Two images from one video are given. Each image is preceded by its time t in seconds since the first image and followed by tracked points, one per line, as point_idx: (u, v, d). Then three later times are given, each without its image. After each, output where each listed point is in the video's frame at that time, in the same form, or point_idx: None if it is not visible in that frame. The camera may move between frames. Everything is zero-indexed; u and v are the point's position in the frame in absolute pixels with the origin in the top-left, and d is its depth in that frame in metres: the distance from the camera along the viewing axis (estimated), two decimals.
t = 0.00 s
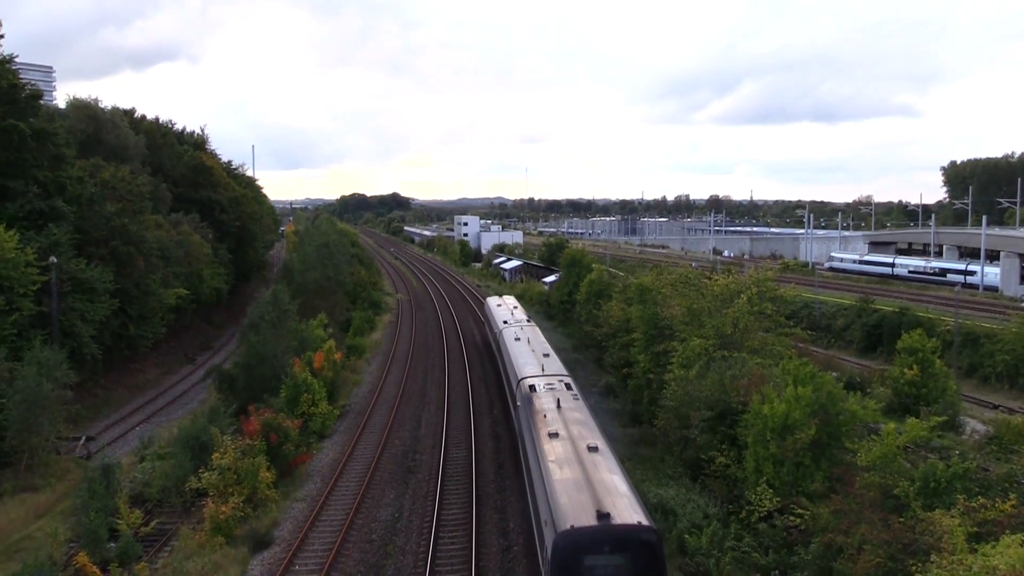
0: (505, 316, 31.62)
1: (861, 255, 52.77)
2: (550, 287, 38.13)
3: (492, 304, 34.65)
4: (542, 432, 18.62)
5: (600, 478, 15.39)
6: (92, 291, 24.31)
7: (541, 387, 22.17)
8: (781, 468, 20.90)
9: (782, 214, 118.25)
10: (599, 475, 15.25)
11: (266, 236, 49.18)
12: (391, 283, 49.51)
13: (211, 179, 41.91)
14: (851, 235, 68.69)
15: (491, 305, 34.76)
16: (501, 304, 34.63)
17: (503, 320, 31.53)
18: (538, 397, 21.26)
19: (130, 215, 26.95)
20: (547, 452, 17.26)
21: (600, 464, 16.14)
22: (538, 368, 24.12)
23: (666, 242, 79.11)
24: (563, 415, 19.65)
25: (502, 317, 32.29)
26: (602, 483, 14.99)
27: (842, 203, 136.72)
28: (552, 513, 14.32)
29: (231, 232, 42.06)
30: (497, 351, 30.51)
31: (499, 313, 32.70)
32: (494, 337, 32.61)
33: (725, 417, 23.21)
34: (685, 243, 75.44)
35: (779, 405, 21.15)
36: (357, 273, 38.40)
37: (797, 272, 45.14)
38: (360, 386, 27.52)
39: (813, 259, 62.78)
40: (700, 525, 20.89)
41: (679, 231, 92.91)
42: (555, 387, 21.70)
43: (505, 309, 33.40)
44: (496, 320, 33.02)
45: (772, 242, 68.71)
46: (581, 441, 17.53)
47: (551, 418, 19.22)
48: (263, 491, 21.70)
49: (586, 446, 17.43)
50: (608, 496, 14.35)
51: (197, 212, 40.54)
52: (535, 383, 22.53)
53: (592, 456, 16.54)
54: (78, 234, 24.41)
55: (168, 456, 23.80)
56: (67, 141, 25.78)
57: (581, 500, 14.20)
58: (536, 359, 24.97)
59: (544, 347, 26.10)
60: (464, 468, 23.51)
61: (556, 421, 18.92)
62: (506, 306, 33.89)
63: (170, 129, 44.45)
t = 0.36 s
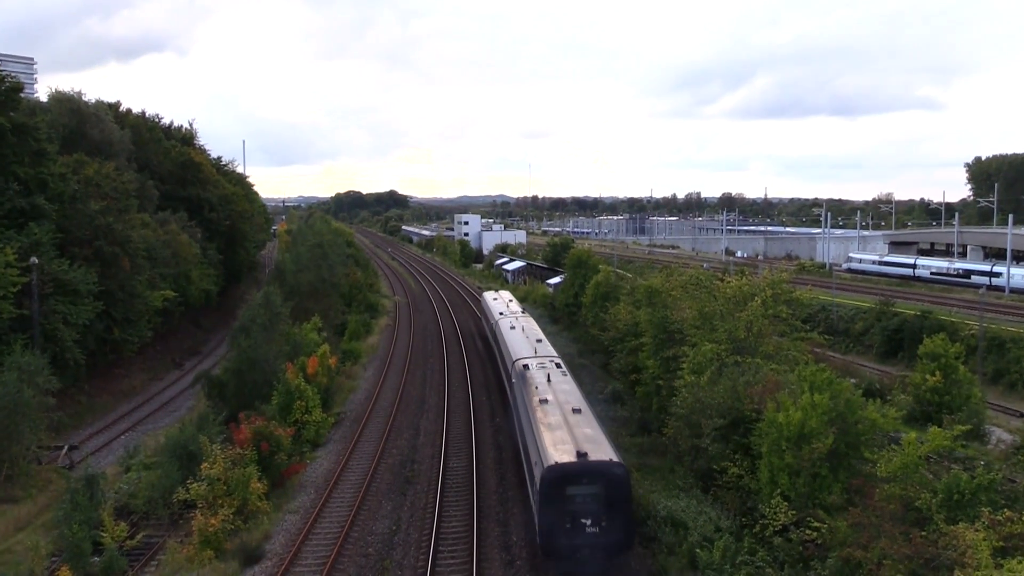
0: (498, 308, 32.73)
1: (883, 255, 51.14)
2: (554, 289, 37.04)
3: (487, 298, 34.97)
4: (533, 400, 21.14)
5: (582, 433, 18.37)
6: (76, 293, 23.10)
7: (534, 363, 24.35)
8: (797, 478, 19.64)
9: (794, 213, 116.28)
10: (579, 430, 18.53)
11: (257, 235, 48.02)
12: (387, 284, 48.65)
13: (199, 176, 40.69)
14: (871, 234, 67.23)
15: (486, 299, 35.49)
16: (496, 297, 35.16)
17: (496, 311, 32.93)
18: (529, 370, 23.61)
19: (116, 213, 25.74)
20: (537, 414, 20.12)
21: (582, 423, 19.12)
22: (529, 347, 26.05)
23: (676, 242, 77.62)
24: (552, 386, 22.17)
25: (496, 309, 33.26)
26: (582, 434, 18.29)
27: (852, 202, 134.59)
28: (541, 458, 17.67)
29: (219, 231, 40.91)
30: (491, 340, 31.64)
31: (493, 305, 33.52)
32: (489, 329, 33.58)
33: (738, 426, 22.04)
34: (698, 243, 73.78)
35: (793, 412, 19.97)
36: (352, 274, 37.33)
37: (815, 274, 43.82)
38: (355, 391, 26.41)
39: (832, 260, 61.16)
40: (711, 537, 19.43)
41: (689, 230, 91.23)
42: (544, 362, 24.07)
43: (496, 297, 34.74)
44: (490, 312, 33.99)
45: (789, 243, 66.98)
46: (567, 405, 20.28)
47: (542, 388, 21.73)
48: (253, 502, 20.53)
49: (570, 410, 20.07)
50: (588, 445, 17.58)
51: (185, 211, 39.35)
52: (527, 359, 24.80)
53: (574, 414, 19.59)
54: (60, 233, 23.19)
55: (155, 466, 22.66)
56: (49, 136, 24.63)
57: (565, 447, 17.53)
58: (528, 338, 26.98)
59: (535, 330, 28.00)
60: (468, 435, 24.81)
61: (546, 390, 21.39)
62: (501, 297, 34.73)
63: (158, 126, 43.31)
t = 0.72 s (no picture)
0: (492, 303, 34.56)
1: (900, 257, 49.83)
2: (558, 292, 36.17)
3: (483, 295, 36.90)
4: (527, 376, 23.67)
5: (568, 403, 21.14)
6: (61, 295, 22.19)
7: (527, 347, 26.66)
8: (811, 489, 18.72)
9: (804, 213, 114.72)
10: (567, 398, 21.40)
11: (251, 236, 47.14)
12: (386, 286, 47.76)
13: (191, 175, 39.90)
14: (885, 236, 65.93)
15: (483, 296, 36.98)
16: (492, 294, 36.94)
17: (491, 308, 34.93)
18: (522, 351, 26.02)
19: (104, 213, 24.83)
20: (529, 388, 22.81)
21: (569, 394, 21.82)
22: (523, 334, 28.10)
23: (684, 243, 76.40)
24: (544, 365, 24.62)
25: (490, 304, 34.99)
26: (569, 402, 21.22)
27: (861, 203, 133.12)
28: (533, 420, 20.61)
29: (211, 232, 40.05)
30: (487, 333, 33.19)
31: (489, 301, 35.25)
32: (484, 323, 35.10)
33: (749, 434, 21.16)
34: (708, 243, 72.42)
35: (807, 420, 19.10)
36: (348, 277, 36.49)
37: (829, 276, 42.77)
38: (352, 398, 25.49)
39: (848, 262, 59.77)
40: (721, 551, 17.92)
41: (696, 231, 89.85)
42: (536, 345, 26.51)
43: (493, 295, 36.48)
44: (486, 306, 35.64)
45: (801, 243, 65.68)
46: (555, 379, 22.93)
47: (534, 365, 24.17)
48: (245, 513, 19.56)
49: (559, 385, 22.69)
50: (573, 409, 20.56)
51: (175, 210, 38.59)
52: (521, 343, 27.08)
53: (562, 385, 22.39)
54: (45, 233, 22.26)
55: (143, 475, 21.76)
56: (35, 132, 23.77)
57: (552, 410, 20.50)
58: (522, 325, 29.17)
59: (527, 319, 30.13)
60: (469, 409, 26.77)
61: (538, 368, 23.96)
62: (497, 295, 36.40)
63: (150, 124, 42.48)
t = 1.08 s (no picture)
0: (487, 297, 35.47)
1: (917, 257, 48.67)
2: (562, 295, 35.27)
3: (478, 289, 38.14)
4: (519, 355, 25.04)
5: (558, 376, 22.61)
6: (46, 298, 21.29)
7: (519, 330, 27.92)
8: (825, 499, 17.86)
9: (814, 212, 113.39)
10: (557, 371, 22.82)
11: (243, 236, 46.25)
12: (383, 288, 46.92)
13: (181, 173, 38.96)
14: (901, 237, 64.81)
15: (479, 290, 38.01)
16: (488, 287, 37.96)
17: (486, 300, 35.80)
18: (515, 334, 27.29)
19: (90, 212, 23.94)
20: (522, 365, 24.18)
21: (560, 370, 23.24)
22: (516, 320, 29.34)
23: (692, 244, 75.38)
24: (536, 346, 25.99)
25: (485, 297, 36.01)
26: (558, 375, 22.68)
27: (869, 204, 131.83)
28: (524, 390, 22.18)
29: (200, 232, 39.19)
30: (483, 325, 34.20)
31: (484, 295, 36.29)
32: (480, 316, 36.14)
33: (760, 441, 20.30)
34: (718, 244, 71.31)
35: (819, 427, 18.22)
36: (345, 278, 35.63)
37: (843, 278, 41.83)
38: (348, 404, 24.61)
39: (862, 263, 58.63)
40: (733, 563, 16.99)
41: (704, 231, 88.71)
42: (529, 328, 27.80)
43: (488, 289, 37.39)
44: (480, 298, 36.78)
45: (814, 244, 64.58)
46: (546, 357, 24.35)
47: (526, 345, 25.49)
48: (237, 524, 18.86)
49: (549, 362, 24.06)
50: (561, 380, 22.10)
51: (165, 210, 37.62)
52: (514, 326, 28.39)
53: (552, 361, 23.75)
54: (29, 233, 21.36)
55: (131, 484, 20.89)
56: (18, 128, 22.87)
57: (542, 382, 22.03)
58: (516, 312, 30.40)
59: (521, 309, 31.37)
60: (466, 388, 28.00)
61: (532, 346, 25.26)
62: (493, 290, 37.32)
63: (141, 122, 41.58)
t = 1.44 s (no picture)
0: (480, 291, 36.11)
1: (934, 257, 47.54)
2: (564, 296, 34.34)
3: (473, 284, 38.78)
4: (512, 339, 26.24)
5: (547, 356, 23.87)
6: (26, 298, 20.34)
7: (511, 318, 29.00)
8: (839, 509, 16.96)
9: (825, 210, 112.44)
10: (547, 351, 24.06)
11: (233, 234, 45.29)
12: (378, 289, 45.94)
13: (167, 169, 37.99)
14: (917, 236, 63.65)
15: (473, 285, 38.60)
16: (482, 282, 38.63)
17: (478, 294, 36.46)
18: (508, 321, 28.48)
19: (73, 210, 23.01)
20: (514, 346, 25.35)
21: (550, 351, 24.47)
22: (508, 309, 30.41)
23: (700, 243, 74.23)
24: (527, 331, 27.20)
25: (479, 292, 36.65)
26: (547, 355, 23.92)
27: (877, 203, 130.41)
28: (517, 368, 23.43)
29: (188, 230, 38.23)
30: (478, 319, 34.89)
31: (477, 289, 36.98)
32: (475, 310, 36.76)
33: (771, 449, 19.37)
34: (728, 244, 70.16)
35: (833, 434, 17.30)
36: (338, 278, 34.74)
37: (856, 280, 40.78)
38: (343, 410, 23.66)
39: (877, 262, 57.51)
40: None
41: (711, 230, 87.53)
42: (521, 315, 29.03)
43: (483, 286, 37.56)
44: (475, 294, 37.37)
45: (827, 243, 63.49)
46: (535, 339, 25.53)
47: (517, 329, 26.64)
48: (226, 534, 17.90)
49: (539, 344, 25.23)
50: (552, 359, 23.36)
51: (150, 207, 36.66)
52: (506, 314, 29.48)
53: (542, 343, 24.99)
54: (8, 231, 20.42)
55: (115, 493, 19.91)
56: None
57: (533, 359, 23.34)
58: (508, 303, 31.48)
59: (513, 300, 32.50)
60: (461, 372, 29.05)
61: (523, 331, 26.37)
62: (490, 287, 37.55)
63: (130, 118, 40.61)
